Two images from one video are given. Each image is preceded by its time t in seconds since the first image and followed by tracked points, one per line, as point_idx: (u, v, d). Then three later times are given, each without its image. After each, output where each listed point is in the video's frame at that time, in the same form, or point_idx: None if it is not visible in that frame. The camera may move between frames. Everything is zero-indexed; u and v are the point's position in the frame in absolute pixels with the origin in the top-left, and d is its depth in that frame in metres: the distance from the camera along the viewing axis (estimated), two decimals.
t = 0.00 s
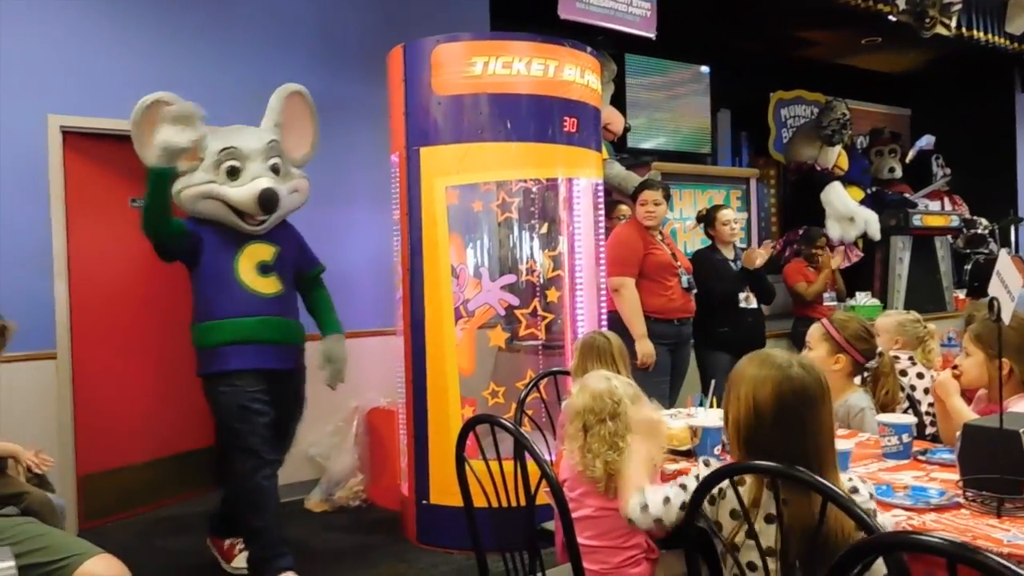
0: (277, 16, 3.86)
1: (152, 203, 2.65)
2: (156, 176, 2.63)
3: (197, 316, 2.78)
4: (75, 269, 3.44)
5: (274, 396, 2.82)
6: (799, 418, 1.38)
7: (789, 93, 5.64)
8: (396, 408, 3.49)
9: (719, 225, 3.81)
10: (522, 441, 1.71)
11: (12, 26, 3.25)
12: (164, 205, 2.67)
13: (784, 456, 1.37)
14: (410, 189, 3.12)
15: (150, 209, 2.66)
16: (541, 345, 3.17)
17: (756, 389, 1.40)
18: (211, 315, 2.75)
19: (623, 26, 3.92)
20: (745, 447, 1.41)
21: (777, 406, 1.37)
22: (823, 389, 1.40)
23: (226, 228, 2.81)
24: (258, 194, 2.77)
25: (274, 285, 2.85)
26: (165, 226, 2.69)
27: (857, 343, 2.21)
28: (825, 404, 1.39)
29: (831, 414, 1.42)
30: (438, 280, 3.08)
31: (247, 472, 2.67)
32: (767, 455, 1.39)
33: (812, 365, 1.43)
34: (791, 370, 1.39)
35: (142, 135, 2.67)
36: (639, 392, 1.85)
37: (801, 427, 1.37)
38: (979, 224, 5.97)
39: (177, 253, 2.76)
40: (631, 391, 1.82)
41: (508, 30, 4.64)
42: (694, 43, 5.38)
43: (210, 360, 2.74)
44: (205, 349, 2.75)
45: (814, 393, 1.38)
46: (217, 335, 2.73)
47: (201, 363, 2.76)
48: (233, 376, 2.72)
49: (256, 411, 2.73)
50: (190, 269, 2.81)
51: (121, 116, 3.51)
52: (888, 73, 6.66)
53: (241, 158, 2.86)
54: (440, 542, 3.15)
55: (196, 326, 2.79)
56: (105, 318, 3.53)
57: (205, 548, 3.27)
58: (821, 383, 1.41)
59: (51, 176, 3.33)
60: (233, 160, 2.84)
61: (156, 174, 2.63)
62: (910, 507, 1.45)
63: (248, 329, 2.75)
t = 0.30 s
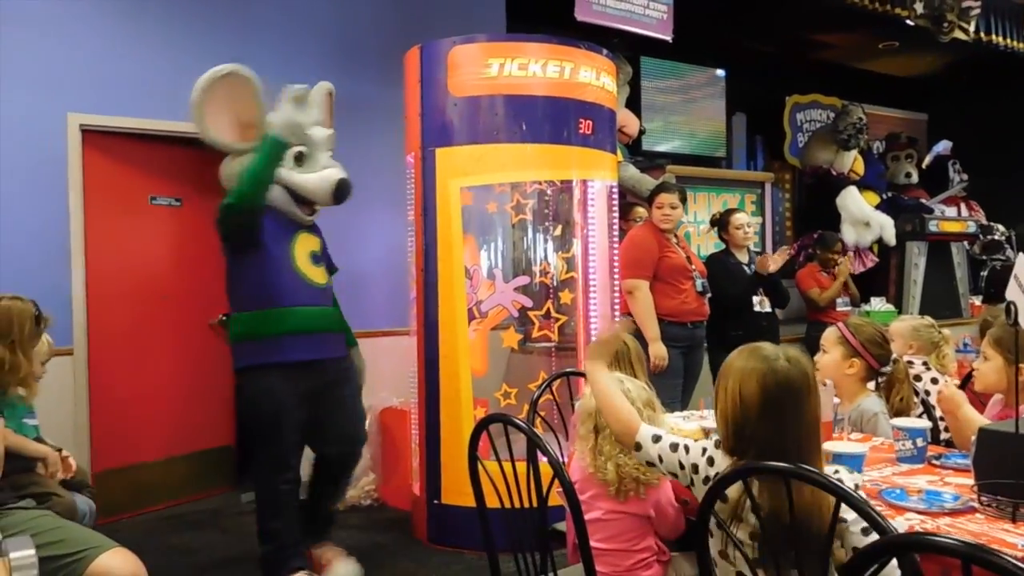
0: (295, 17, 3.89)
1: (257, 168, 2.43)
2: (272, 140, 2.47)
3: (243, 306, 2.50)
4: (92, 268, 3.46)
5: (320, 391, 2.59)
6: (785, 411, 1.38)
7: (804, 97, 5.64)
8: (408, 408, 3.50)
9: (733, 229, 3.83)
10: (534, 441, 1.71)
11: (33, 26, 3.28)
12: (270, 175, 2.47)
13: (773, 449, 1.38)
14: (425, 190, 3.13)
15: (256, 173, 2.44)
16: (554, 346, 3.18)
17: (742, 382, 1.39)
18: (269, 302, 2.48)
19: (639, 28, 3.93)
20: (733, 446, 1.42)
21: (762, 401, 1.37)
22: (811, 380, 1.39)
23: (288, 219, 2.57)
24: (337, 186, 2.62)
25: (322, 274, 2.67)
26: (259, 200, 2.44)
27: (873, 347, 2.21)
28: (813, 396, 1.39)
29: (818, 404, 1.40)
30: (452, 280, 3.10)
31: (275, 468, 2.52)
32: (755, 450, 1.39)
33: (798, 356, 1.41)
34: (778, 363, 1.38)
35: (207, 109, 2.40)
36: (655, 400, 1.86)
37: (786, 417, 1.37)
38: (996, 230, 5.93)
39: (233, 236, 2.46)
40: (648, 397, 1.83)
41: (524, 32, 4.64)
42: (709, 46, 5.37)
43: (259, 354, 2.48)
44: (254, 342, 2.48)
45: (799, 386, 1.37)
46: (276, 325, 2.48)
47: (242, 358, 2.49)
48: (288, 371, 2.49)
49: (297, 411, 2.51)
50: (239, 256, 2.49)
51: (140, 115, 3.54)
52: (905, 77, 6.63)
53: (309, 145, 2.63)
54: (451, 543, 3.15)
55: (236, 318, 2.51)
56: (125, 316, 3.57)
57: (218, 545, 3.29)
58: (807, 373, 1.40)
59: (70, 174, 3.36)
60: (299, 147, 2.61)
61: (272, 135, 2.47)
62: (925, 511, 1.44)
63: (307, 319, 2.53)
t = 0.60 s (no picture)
0: (293, 15, 3.89)
1: (354, 168, 2.19)
2: (369, 140, 2.23)
3: (296, 301, 2.26)
4: (87, 265, 3.46)
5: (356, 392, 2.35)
6: (755, 408, 1.38)
7: (801, 97, 5.64)
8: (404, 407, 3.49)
9: (727, 228, 3.81)
10: (530, 438, 1.70)
11: (31, 20, 3.27)
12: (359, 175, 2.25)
13: (743, 446, 1.38)
14: (423, 187, 3.12)
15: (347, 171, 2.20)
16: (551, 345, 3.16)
17: (713, 379, 1.39)
18: (327, 300, 2.28)
19: (638, 27, 3.92)
20: (705, 440, 1.42)
21: (732, 398, 1.37)
22: (784, 377, 1.39)
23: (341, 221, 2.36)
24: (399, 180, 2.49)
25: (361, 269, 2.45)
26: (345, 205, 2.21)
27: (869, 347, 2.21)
28: (786, 393, 1.39)
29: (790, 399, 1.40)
30: (449, 278, 3.09)
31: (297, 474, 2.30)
32: (726, 447, 1.40)
33: (769, 351, 1.41)
34: (749, 360, 1.37)
35: (278, 95, 2.24)
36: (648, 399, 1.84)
37: (757, 415, 1.37)
38: (992, 231, 5.94)
39: (298, 231, 2.22)
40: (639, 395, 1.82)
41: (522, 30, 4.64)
42: (707, 45, 5.37)
43: (310, 352, 2.26)
44: (304, 339, 2.25)
45: (770, 382, 1.37)
46: (333, 324, 2.28)
47: (289, 357, 2.26)
48: (340, 371, 2.29)
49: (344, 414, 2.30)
50: (295, 250, 2.26)
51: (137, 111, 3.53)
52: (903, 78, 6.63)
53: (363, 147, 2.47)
54: (447, 541, 3.15)
55: (282, 314, 2.27)
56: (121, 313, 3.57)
57: (214, 542, 3.28)
58: (781, 370, 1.39)
59: (67, 171, 3.36)
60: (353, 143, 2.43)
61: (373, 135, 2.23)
62: (919, 510, 1.44)
63: (360, 319, 2.35)
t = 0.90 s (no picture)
0: (283, 11, 3.88)
1: (392, 170, 2.14)
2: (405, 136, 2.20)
3: (351, 302, 2.21)
4: (75, 262, 3.44)
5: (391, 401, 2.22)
6: (723, 400, 1.38)
7: (791, 98, 5.66)
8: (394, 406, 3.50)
9: (710, 228, 3.77)
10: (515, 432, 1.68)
11: (19, 15, 3.25)
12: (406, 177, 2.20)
13: (713, 437, 1.39)
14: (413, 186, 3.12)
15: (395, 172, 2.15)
16: (539, 344, 3.16)
17: (681, 368, 1.42)
18: (377, 299, 2.23)
19: (628, 27, 3.93)
20: (672, 433, 1.44)
21: (696, 389, 1.40)
22: (752, 370, 1.40)
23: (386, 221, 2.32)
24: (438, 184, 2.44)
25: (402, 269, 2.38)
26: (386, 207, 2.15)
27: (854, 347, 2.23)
28: (753, 385, 1.39)
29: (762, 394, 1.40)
30: (439, 277, 3.10)
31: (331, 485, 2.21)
32: (692, 439, 1.41)
33: (741, 345, 1.42)
34: (717, 352, 1.40)
35: (331, 93, 2.19)
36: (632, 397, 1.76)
37: (720, 405, 1.38)
38: (978, 233, 5.98)
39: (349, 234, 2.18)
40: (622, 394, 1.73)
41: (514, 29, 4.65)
42: (698, 46, 5.39)
43: (368, 353, 2.21)
44: (356, 342, 2.21)
45: (736, 373, 1.38)
46: (384, 323, 2.23)
47: (342, 359, 2.21)
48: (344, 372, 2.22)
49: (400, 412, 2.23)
50: (346, 251, 2.22)
51: (126, 107, 3.51)
52: (892, 81, 6.67)
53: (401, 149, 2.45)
54: (433, 539, 3.15)
55: (335, 317, 2.22)
56: (110, 309, 3.55)
57: (201, 540, 3.27)
58: (749, 362, 1.40)
59: (54, 167, 3.34)
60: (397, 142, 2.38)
61: (411, 130, 2.19)
62: (904, 509, 1.45)
63: (406, 316, 2.29)
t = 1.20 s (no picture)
0: (221, 4, 3.81)
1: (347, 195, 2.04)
2: (361, 159, 2.03)
3: (333, 305, 2.16)
4: None
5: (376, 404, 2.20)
6: (665, 402, 1.40)
7: (729, 103, 5.80)
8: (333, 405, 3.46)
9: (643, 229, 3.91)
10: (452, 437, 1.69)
11: None
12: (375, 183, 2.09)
13: (654, 438, 1.40)
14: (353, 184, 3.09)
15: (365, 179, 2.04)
16: (480, 344, 3.19)
17: (628, 372, 1.45)
18: (364, 300, 2.18)
19: (570, 29, 3.96)
20: (617, 436, 1.44)
21: (641, 392, 1.42)
22: (695, 375, 1.42)
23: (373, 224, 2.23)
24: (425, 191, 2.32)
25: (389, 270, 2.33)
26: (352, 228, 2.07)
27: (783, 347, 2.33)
28: (695, 389, 1.41)
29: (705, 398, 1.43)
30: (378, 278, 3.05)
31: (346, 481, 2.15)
32: (633, 437, 1.43)
33: (688, 351, 1.45)
34: (662, 356, 1.43)
35: (318, 98, 2.13)
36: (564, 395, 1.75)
37: (662, 407, 1.40)
38: (906, 237, 6.18)
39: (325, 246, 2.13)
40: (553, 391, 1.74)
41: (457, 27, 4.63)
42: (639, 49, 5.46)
43: (358, 353, 2.16)
44: (342, 341, 2.16)
45: (679, 377, 1.41)
46: (373, 324, 2.18)
47: (333, 359, 2.17)
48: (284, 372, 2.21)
49: (400, 406, 2.22)
50: (328, 253, 2.15)
51: (56, 99, 3.41)
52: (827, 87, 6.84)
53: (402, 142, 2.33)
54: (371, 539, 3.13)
55: (316, 316, 2.18)
56: (37, 306, 3.46)
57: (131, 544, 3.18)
58: (693, 368, 1.43)
59: None
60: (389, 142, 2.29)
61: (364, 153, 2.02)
62: (829, 506, 1.49)
63: (394, 318, 2.25)
